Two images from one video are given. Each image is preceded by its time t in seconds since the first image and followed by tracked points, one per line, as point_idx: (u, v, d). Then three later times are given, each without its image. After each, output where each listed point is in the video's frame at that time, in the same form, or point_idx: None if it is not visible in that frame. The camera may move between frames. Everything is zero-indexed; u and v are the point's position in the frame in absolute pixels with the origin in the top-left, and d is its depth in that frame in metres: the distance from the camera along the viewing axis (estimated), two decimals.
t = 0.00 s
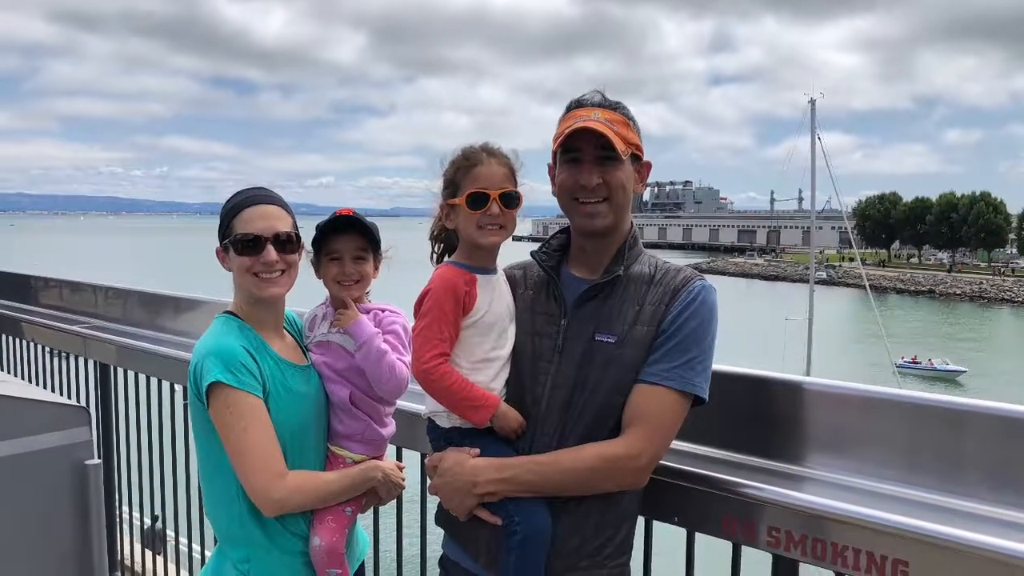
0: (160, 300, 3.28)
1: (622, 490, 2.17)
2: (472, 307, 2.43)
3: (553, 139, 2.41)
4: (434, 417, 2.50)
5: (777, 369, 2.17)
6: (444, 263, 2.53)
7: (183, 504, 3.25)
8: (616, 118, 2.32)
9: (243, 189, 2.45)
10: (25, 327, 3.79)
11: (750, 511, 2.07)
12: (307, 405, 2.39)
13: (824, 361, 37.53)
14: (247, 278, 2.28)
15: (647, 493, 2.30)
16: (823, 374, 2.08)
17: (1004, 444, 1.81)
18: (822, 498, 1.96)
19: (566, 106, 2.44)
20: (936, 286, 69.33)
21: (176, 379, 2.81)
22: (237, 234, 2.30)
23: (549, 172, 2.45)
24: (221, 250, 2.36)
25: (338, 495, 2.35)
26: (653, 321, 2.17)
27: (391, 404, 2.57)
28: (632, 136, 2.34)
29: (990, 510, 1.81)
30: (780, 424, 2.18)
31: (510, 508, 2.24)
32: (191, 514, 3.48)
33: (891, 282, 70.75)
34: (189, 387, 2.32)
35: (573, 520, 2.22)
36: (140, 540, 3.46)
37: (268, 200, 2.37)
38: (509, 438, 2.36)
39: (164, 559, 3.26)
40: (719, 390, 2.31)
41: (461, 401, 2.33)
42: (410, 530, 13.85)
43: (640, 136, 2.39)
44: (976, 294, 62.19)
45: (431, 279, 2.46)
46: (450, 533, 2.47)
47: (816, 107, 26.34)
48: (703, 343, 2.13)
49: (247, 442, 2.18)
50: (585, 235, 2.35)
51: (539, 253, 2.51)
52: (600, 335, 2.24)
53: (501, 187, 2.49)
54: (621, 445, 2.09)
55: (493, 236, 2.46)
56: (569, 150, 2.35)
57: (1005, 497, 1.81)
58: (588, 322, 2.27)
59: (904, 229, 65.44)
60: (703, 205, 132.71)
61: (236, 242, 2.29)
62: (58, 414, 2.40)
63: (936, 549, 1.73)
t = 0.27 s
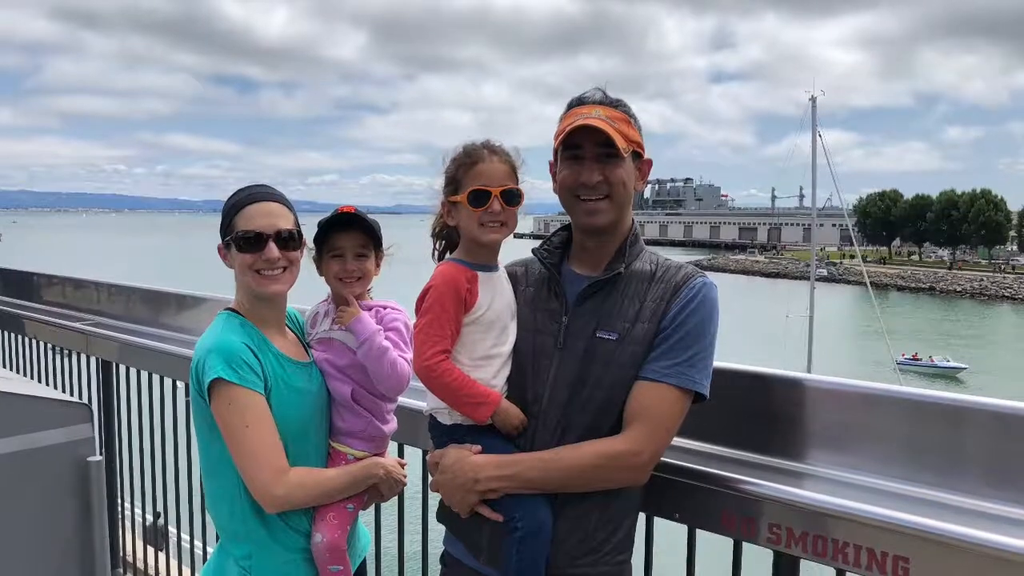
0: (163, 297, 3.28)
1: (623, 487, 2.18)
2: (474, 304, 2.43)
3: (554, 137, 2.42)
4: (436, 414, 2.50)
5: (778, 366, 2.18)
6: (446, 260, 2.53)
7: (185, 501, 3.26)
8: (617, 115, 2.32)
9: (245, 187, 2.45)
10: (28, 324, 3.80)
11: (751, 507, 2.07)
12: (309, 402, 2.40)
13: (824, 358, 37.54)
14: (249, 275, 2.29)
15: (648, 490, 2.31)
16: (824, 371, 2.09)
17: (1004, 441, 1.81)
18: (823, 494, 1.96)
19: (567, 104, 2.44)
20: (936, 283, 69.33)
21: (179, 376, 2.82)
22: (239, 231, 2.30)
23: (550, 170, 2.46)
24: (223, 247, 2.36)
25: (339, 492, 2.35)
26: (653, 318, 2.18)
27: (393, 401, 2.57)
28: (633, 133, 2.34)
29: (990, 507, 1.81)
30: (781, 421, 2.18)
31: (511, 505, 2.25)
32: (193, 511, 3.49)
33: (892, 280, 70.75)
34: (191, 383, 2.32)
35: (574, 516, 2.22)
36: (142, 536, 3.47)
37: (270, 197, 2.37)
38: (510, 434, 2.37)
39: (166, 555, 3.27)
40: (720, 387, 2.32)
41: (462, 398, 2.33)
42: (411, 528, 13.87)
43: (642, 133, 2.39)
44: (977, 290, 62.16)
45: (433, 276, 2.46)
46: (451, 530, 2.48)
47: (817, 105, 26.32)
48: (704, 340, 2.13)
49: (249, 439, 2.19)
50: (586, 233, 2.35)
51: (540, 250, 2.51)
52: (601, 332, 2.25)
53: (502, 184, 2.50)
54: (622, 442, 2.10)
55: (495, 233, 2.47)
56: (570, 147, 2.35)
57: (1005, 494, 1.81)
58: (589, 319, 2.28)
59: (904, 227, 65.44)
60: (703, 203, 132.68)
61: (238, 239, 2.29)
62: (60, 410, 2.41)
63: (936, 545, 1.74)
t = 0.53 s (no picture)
0: (164, 294, 3.29)
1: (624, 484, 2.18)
2: (475, 302, 2.44)
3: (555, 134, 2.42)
4: (437, 411, 2.51)
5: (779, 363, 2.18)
6: (447, 257, 2.54)
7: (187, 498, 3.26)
8: (618, 112, 2.32)
9: (247, 184, 2.46)
10: (30, 321, 3.80)
11: (752, 504, 2.08)
12: (310, 399, 2.40)
13: (824, 356, 37.56)
14: (251, 272, 2.29)
15: (649, 487, 2.31)
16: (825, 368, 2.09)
17: (1004, 437, 1.82)
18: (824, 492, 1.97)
19: (568, 101, 2.44)
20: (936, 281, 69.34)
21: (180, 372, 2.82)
22: (240, 228, 2.31)
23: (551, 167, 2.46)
24: (225, 244, 2.37)
25: (341, 489, 2.36)
26: (654, 316, 2.18)
27: (394, 398, 2.58)
28: (634, 130, 2.34)
29: (990, 503, 1.82)
30: (782, 418, 2.19)
31: (513, 502, 2.26)
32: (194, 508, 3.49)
33: (892, 275, 70.70)
34: (193, 381, 2.33)
35: (575, 513, 2.23)
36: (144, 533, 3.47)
37: (272, 194, 2.38)
38: (511, 431, 2.37)
39: (168, 551, 3.28)
40: (721, 384, 2.32)
41: (464, 395, 2.34)
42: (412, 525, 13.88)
43: (642, 130, 2.40)
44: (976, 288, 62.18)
45: (434, 274, 2.47)
46: (453, 527, 2.48)
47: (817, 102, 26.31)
48: (705, 337, 2.13)
49: (251, 436, 2.19)
50: (587, 230, 2.35)
51: (542, 247, 2.52)
52: (602, 329, 2.25)
53: (504, 181, 2.50)
54: (624, 440, 2.10)
55: (496, 231, 2.47)
56: (571, 145, 2.35)
57: (1005, 490, 1.82)
58: (591, 316, 2.28)
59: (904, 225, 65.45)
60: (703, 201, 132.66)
61: (240, 236, 2.30)
62: (62, 407, 2.42)
63: (937, 542, 1.74)
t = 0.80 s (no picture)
0: (167, 290, 3.29)
1: (625, 480, 2.19)
2: (477, 299, 2.44)
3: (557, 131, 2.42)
4: (439, 407, 2.51)
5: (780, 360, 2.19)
6: (449, 254, 2.54)
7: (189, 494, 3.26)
8: (620, 109, 2.32)
9: (249, 181, 2.46)
10: (32, 318, 3.81)
11: (752, 501, 2.08)
12: (312, 396, 2.41)
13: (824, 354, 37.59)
14: (253, 269, 2.30)
15: (651, 483, 2.32)
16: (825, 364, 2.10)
17: (1004, 434, 1.82)
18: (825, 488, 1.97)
19: (570, 98, 2.44)
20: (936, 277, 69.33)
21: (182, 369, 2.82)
22: (243, 225, 2.31)
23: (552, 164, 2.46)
24: (227, 241, 2.37)
25: (343, 485, 2.36)
26: (655, 312, 2.18)
27: (396, 395, 2.58)
28: (636, 128, 2.34)
29: (991, 500, 1.82)
30: (783, 415, 2.19)
31: (514, 498, 2.26)
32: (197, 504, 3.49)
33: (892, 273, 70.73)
34: (195, 377, 2.33)
35: (576, 509, 2.24)
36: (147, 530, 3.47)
37: (274, 191, 2.38)
38: (513, 428, 2.38)
39: (169, 548, 3.29)
40: (723, 381, 2.33)
41: (465, 392, 2.34)
42: (413, 522, 13.91)
43: (644, 127, 2.40)
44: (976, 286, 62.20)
45: (436, 271, 2.47)
46: (454, 523, 2.49)
47: (817, 100, 26.31)
48: (706, 334, 2.14)
49: (252, 432, 2.20)
50: (589, 227, 2.36)
51: (543, 244, 2.52)
52: (604, 326, 2.25)
53: (505, 178, 2.50)
54: (625, 436, 2.11)
55: (498, 228, 2.48)
56: (573, 142, 2.36)
57: (1006, 487, 1.82)
58: (592, 313, 2.28)
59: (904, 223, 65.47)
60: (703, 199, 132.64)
61: (242, 233, 2.30)
62: (64, 404, 2.42)
63: (937, 538, 1.75)
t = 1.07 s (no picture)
0: (169, 287, 3.29)
1: (626, 477, 2.20)
2: (478, 296, 2.45)
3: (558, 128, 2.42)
4: (440, 404, 2.51)
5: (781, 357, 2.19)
6: (450, 251, 2.54)
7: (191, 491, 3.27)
8: (621, 107, 2.32)
9: (251, 178, 2.46)
10: (34, 315, 3.81)
11: (753, 498, 2.09)
12: (314, 393, 2.41)
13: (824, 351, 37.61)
14: (255, 266, 2.30)
15: (652, 480, 2.32)
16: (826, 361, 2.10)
17: (1005, 431, 1.83)
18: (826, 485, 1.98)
19: (571, 96, 2.45)
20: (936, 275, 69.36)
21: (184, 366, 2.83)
22: (244, 222, 2.31)
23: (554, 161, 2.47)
24: (229, 239, 2.37)
25: (345, 482, 2.36)
26: (657, 310, 2.19)
27: (397, 392, 2.58)
28: (637, 125, 2.34)
29: (991, 497, 1.83)
30: (784, 412, 2.20)
31: (516, 495, 2.26)
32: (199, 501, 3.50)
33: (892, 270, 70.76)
34: (197, 374, 2.33)
35: (577, 506, 2.24)
36: (149, 526, 3.48)
37: (275, 188, 2.38)
38: (514, 425, 2.38)
39: (172, 545, 3.29)
40: (724, 377, 2.33)
41: (466, 388, 2.35)
42: (414, 519, 13.93)
43: (645, 125, 2.40)
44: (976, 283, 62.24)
45: (437, 268, 2.48)
46: (456, 520, 2.50)
47: (817, 98, 26.30)
48: (708, 331, 2.14)
49: (254, 429, 2.20)
50: (590, 224, 2.36)
51: (544, 241, 2.52)
52: (605, 323, 2.26)
53: (507, 175, 2.51)
54: (626, 433, 2.11)
55: (499, 225, 2.48)
56: (574, 139, 2.36)
57: (1006, 484, 1.83)
58: (594, 310, 2.29)
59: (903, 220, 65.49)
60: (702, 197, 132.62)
61: (243, 230, 2.30)
62: (67, 401, 2.42)
63: (937, 535, 1.75)
